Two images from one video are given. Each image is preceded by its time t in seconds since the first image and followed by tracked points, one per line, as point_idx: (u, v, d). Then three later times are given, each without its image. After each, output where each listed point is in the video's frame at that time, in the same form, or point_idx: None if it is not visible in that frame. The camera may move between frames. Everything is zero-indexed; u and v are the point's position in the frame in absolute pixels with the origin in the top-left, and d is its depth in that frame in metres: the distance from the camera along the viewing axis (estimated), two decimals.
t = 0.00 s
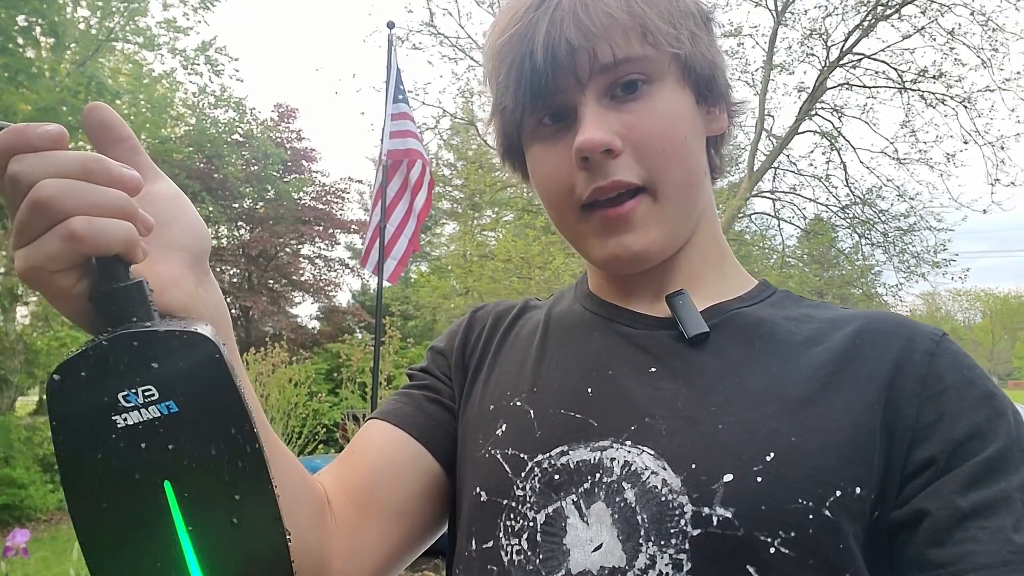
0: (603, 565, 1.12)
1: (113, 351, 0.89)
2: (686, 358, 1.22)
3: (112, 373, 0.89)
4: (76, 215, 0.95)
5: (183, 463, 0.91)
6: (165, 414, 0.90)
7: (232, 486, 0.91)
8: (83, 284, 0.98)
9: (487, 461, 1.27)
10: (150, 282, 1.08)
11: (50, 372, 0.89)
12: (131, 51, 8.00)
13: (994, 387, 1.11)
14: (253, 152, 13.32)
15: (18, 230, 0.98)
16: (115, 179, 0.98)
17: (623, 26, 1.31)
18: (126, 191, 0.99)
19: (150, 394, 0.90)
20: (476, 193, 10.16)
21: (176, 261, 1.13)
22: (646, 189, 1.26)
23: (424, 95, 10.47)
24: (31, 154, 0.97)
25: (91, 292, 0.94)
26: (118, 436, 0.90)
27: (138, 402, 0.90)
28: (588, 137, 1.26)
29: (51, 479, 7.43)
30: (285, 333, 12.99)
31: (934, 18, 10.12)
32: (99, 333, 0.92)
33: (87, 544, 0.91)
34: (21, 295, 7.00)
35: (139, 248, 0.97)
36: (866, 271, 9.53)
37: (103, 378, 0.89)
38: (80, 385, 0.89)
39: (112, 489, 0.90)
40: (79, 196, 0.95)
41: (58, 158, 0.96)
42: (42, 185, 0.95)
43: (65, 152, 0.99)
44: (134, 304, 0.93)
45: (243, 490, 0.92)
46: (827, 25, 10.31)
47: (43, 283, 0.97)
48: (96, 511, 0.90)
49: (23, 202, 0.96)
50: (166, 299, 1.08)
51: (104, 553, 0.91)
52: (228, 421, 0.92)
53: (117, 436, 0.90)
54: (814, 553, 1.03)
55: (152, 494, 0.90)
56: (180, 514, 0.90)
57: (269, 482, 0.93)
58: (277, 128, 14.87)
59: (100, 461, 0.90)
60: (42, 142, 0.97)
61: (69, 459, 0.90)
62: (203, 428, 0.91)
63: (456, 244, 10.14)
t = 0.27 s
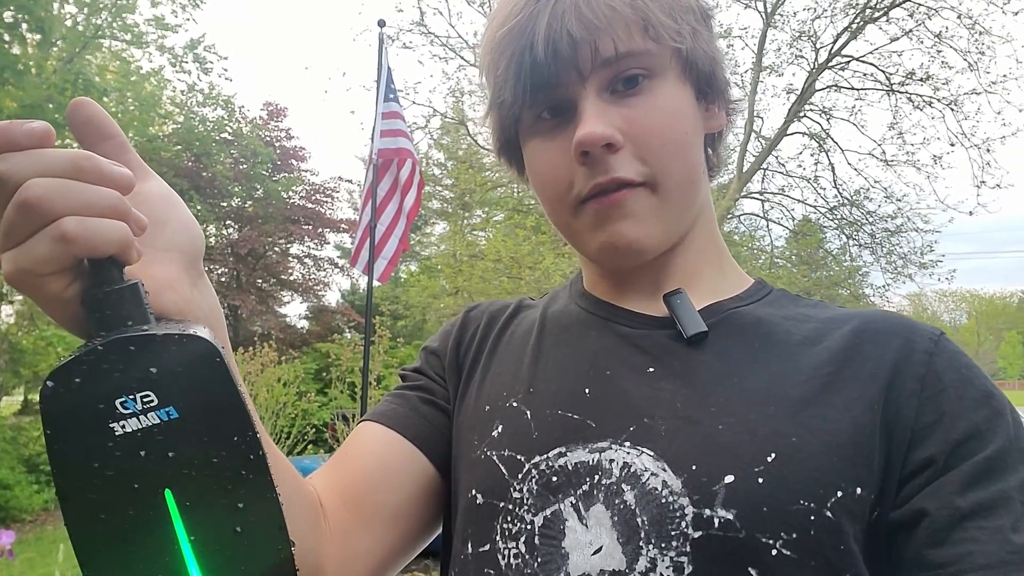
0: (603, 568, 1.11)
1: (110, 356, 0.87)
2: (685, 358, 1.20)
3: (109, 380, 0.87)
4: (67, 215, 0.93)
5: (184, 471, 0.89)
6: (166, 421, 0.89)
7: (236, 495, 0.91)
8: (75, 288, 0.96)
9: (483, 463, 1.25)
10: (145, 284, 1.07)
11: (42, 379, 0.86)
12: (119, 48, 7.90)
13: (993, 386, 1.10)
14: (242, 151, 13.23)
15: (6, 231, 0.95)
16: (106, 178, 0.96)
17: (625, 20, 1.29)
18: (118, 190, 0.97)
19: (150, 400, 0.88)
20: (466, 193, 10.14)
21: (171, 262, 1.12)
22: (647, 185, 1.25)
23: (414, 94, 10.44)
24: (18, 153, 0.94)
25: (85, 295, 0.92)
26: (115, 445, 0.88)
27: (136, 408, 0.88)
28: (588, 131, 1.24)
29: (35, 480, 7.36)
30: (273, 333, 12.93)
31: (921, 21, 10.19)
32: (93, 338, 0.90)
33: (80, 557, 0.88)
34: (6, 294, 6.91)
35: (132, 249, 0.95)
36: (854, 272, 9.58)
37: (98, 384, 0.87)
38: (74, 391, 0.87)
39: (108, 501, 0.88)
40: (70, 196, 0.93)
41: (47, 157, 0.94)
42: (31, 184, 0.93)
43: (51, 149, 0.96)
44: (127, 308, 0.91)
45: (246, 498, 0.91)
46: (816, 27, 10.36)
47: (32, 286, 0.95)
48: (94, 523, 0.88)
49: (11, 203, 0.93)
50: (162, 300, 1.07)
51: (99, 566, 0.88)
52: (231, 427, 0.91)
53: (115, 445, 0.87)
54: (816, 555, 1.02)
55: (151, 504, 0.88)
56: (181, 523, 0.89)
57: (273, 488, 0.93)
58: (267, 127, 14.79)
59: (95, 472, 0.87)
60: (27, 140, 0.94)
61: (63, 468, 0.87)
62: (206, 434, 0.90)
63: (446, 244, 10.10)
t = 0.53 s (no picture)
0: None
1: (109, 361, 0.86)
2: (680, 366, 1.19)
3: (108, 387, 0.85)
4: (65, 214, 0.90)
5: (185, 480, 0.87)
6: (166, 428, 0.87)
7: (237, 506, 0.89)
8: (71, 289, 0.93)
9: (477, 473, 1.23)
10: (144, 286, 1.05)
11: (37, 386, 0.85)
12: (104, 46, 7.78)
13: (987, 394, 1.09)
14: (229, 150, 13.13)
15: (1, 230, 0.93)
16: (105, 176, 0.94)
17: (620, 28, 1.28)
18: (117, 189, 0.95)
19: (150, 407, 0.87)
20: (455, 193, 10.12)
21: (167, 264, 1.10)
22: (640, 195, 1.23)
23: (403, 94, 10.39)
24: (13, 148, 0.91)
25: (82, 297, 0.90)
26: (113, 454, 0.86)
27: (136, 416, 0.86)
28: (582, 141, 1.22)
29: (18, 482, 7.22)
30: (261, 333, 12.85)
31: (907, 24, 10.27)
32: (90, 343, 0.88)
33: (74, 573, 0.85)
34: None
35: (132, 250, 0.93)
36: (840, 273, 9.63)
37: (97, 389, 0.85)
38: (71, 399, 0.85)
39: (106, 512, 0.86)
40: (68, 195, 0.91)
41: (44, 153, 0.92)
42: (28, 181, 0.90)
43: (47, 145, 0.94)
44: (125, 310, 0.90)
45: (247, 507, 0.89)
46: (803, 30, 10.41)
47: (28, 287, 0.93)
48: (91, 535, 0.86)
49: (6, 199, 0.91)
50: (161, 302, 1.06)
51: None
52: (232, 435, 0.90)
53: (113, 453, 0.86)
54: (815, 566, 1.01)
55: (151, 515, 0.86)
56: (180, 534, 0.87)
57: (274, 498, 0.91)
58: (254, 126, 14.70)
59: (93, 482, 0.85)
60: (23, 135, 0.91)
61: (59, 479, 0.85)
62: (207, 442, 0.88)
63: (435, 245, 10.08)
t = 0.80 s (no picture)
0: None
1: (104, 368, 0.85)
2: (674, 372, 1.19)
3: (102, 393, 0.84)
4: (59, 218, 0.90)
5: (180, 488, 0.86)
6: (160, 435, 0.86)
7: (232, 514, 0.88)
8: (65, 294, 0.93)
9: (471, 480, 1.23)
10: (138, 291, 1.05)
11: (31, 392, 0.84)
12: (93, 47, 7.73)
13: (980, 399, 1.10)
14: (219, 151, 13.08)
15: None
16: (101, 180, 0.93)
17: (618, 32, 1.28)
18: (112, 192, 0.94)
19: (145, 414, 0.86)
20: (446, 195, 10.12)
21: (163, 268, 1.10)
22: (637, 199, 1.23)
23: (394, 95, 10.39)
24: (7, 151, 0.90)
25: (77, 302, 0.89)
26: (108, 460, 0.85)
27: (131, 423, 0.85)
28: (580, 146, 1.22)
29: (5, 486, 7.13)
30: (251, 335, 12.81)
31: (895, 27, 10.34)
32: (85, 349, 0.87)
33: None
34: None
35: (128, 254, 0.92)
36: (830, 274, 9.66)
37: (91, 396, 0.84)
38: (65, 407, 0.84)
39: (101, 520, 0.85)
40: (62, 198, 0.90)
41: (39, 154, 0.90)
42: (22, 185, 0.89)
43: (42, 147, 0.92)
44: (120, 317, 0.89)
45: (243, 515, 0.88)
46: (793, 32, 10.47)
47: (21, 292, 0.93)
48: (84, 545, 0.85)
49: None
50: (155, 306, 1.05)
51: None
52: (228, 442, 0.89)
53: (108, 460, 0.85)
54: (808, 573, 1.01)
55: (146, 523, 0.86)
56: (176, 543, 0.86)
57: (268, 506, 0.90)
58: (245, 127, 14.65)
59: (87, 490, 0.84)
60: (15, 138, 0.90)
61: (53, 487, 0.84)
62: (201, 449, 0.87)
63: (427, 246, 10.07)
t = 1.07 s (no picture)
0: None
1: (114, 367, 0.86)
2: (672, 369, 1.20)
3: (110, 393, 0.85)
4: (66, 219, 0.90)
5: (189, 486, 0.88)
6: (170, 433, 0.88)
7: (243, 510, 0.89)
8: (72, 294, 0.93)
9: (470, 476, 1.23)
10: (145, 292, 1.06)
11: (40, 392, 0.84)
12: (82, 45, 7.69)
13: (975, 393, 1.11)
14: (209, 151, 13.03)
15: None
16: (105, 181, 0.93)
17: (618, 28, 1.30)
18: (117, 193, 0.94)
19: (154, 412, 0.87)
20: (437, 195, 10.12)
21: (163, 268, 1.10)
22: (638, 191, 1.24)
23: (385, 96, 10.38)
24: (12, 152, 0.90)
25: (83, 303, 0.90)
26: (117, 460, 0.86)
27: (140, 421, 0.87)
28: (582, 139, 1.23)
29: None
30: (240, 335, 12.76)
31: (884, 31, 10.43)
32: (92, 351, 0.88)
33: None
34: None
35: (134, 255, 0.93)
36: (819, 276, 9.71)
37: (101, 397, 0.85)
38: (74, 408, 0.85)
39: (112, 520, 0.85)
40: (68, 198, 0.90)
41: (42, 156, 0.91)
42: (27, 186, 0.89)
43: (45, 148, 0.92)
44: (127, 318, 0.90)
45: (253, 513, 0.90)
46: (782, 35, 10.54)
47: (27, 294, 0.93)
48: (93, 546, 0.85)
49: (5, 205, 0.90)
50: (161, 308, 1.06)
51: None
52: (237, 440, 0.91)
53: (117, 460, 0.86)
54: (805, 566, 1.02)
55: (156, 521, 0.87)
56: (186, 539, 0.87)
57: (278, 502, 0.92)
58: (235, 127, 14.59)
59: (97, 489, 0.85)
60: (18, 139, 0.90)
61: (62, 489, 0.84)
62: (212, 446, 0.89)
63: (418, 246, 10.06)
